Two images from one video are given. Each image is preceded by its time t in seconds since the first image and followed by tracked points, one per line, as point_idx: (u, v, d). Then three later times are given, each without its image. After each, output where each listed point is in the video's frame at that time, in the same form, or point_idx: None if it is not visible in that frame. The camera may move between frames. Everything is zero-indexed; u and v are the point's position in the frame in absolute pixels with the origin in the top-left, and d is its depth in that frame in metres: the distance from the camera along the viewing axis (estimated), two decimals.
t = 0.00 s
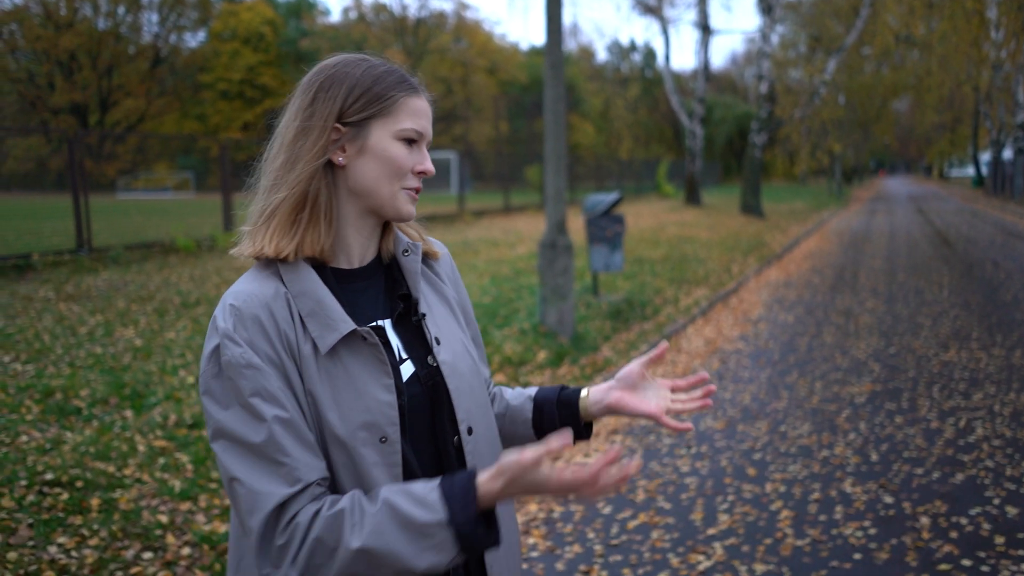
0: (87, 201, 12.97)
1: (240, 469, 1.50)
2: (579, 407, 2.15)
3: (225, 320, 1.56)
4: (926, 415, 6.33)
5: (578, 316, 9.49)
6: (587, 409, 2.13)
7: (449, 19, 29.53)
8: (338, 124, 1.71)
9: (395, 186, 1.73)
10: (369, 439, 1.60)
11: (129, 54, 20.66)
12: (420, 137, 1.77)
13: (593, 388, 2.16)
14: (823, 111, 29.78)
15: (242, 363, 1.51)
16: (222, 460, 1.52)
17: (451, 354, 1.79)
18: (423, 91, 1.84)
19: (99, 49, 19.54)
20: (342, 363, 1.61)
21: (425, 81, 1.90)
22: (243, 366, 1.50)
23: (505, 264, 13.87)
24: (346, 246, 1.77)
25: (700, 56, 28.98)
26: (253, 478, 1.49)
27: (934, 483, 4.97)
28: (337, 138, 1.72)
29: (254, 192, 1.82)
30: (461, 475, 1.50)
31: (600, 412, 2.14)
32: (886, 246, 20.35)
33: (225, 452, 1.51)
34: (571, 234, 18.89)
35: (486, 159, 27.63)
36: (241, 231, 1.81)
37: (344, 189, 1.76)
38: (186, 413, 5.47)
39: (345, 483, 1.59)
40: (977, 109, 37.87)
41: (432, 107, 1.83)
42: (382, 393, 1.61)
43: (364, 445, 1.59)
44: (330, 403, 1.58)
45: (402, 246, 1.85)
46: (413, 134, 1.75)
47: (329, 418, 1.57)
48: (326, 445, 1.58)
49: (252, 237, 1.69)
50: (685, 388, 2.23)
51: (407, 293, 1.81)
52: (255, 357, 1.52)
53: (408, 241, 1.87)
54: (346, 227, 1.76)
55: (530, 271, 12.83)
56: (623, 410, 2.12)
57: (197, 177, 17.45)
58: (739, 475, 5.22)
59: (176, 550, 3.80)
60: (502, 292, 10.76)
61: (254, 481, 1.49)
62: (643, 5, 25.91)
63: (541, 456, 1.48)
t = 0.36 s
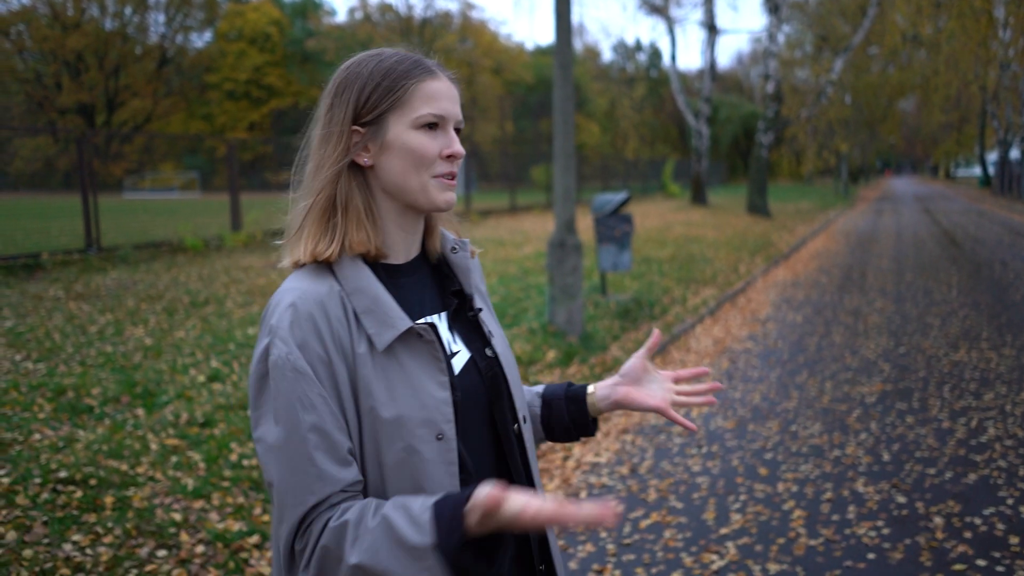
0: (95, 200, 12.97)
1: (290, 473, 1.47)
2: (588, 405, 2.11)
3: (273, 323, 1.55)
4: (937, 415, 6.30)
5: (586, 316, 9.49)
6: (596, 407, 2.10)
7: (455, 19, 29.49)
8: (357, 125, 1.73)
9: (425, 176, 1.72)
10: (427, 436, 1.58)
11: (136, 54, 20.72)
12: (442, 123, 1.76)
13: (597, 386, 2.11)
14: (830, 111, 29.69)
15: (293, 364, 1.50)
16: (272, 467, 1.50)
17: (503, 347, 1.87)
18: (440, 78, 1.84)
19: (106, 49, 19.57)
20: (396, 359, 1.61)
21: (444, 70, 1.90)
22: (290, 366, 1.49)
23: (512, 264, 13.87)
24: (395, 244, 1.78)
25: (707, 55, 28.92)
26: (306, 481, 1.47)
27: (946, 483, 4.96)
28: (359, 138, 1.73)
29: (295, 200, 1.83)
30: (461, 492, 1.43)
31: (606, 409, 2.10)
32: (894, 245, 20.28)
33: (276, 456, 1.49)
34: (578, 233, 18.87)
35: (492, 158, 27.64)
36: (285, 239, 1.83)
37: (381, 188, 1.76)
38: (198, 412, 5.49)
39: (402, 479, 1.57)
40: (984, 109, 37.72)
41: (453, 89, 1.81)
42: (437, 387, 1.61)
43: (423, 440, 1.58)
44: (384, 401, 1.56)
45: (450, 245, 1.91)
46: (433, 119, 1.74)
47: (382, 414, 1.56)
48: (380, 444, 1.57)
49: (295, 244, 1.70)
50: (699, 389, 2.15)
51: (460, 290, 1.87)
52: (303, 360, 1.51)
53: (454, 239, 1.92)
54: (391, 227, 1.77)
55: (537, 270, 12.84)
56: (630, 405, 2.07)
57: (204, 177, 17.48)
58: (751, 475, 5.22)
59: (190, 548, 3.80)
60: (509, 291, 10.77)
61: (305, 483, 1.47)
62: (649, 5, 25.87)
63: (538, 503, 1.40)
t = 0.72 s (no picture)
0: (99, 202, 13.03)
1: (325, 473, 1.49)
2: (612, 439, 2.07)
3: (314, 324, 1.56)
4: (945, 415, 6.29)
5: (592, 317, 9.49)
6: (619, 443, 2.05)
7: (456, 20, 29.46)
8: (401, 132, 1.73)
9: (464, 185, 1.72)
10: (457, 442, 1.58)
11: (137, 56, 20.70)
12: (486, 133, 1.75)
13: (623, 424, 2.06)
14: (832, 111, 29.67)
15: (331, 365, 1.50)
16: (309, 465, 1.52)
17: (536, 357, 1.86)
18: (491, 86, 1.82)
19: (107, 50, 19.55)
20: (432, 364, 1.61)
21: (494, 74, 1.88)
22: (329, 368, 1.49)
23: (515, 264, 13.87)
24: (436, 251, 1.78)
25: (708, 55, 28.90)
26: (338, 479, 1.49)
27: (956, 483, 4.95)
28: (403, 145, 1.73)
29: (342, 200, 1.85)
30: (486, 529, 1.43)
31: (630, 449, 2.05)
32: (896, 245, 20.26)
33: (312, 454, 1.51)
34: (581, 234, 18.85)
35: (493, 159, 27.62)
36: (326, 240, 1.85)
37: (421, 193, 1.76)
38: (206, 412, 5.49)
39: (430, 484, 1.57)
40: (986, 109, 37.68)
41: (501, 98, 1.80)
42: (471, 396, 1.61)
43: (452, 446, 1.58)
44: (417, 406, 1.56)
45: (491, 251, 1.90)
46: (478, 129, 1.73)
47: (415, 419, 1.56)
48: (413, 448, 1.57)
49: (337, 247, 1.72)
50: (740, 452, 1.99)
51: (497, 297, 1.87)
52: (343, 362, 1.51)
53: (495, 247, 1.92)
54: (432, 232, 1.77)
55: (540, 271, 12.84)
56: (652, 449, 2.00)
57: (206, 178, 17.51)
58: (760, 475, 5.21)
59: (202, 548, 3.79)
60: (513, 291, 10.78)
61: (338, 480, 1.49)
62: (651, 5, 25.84)
63: None
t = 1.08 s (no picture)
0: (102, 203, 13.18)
1: (349, 451, 1.50)
2: (634, 439, 2.06)
3: (345, 304, 1.58)
4: (950, 414, 6.30)
5: (595, 316, 9.50)
6: (641, 442, 2.03)
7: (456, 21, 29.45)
8: (435, 123, 1.74)
9: (496, 176, 1.72)
10: (481, 428, 1.59)
11: (138, 57, 20.69)
12: (520, 126, 1.75)
13: (644, 422, 2.04)
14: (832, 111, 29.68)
15: (360, 345, 1.51)
16: (335, 444, 1.54)
17: (560, 351, 1.88)
18: (526, 81, 1.83)
19: (107, 52, 19.49)
20: (459, 349, 1.62)
21: (529, 70, 1.89)
22: (359, 347, 1.50)
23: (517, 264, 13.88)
24: (464, 240, 1.80)
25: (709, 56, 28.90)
26: (365, 457, 1.49)
27: (962, 481, 4.96)
28: (437, 135, 1.75)
29: (375, 189, 1.88)
30: (527, 483, 1.45)
31: (652, 447, 2.01)
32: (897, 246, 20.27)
33: (338, 432, 1.52)
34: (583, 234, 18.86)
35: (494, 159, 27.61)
36: (358, 226, 1.87)
37: (451, 183, 1.78)
38: (213, 412, 5.50)
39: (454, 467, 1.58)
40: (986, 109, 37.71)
41: (535, 93, 1.80)
42: (497, 383, 1.62)
43: (476, 432, 1.59)
44: (443, 388, 1.57)
45: (518, 244, 1.92)
46: (511, 122, 1.73)
47: (440, 402, 1.57)
48: (437, 431, 1.58)
49: (367, 233, 1.74)
50: (768, 433, 1.84)
51: (522, 289, 1.89)
52: (372, 342, 1.52)
53: (522, 240, 1.94)
54: (460, 221, 1.79)
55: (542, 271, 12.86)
56: (675, 445, 1.92)
57: (206, 179, 17.53)
58: (766, 474, 5.22)
59: (211, 547, 3.80)
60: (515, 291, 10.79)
61: (360, 458, 1.49)
62: (652, 6, 25.84)
63: (603, 509, 1.37)
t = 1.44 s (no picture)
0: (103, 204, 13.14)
1: (372, 447, 1.51)
2: (661, 433, 2.07)
3: (369, 300, 1.58)
4: (952, 412, 6.31)
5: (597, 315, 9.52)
6: (668, 437, 2.06)
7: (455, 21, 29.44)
8: (448, 122, 1.75)
9: (512, 171, 1.73)
10: (502, 423, 1.61)
11: (137, 57, 20.66)
12: (531, 119, 1.76)
13: (671, 417, 2.06)
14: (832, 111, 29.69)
15: (383, 341, 1.52)
16: (360, 439, 1.55)
17: (575, 346, 1.89)
18: (534, 73, 1.83)
19: (106, 52, 19.44)
20: (481, 346, 1.63)
21: (538, 63, 1.89)
22: (382, 344, 1.51)
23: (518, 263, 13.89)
24: (484, 236, 1.81)
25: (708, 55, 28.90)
26: (386, 453, 1.50)
27: (966, 478, 4.97)
28: (450, 135, 1.76)
29: (391, 188, 1.89)
30: (523, 505, 1.43)
31: (679, 442, 2.05)
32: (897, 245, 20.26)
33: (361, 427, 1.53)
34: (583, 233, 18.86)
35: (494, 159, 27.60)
36: (376, 226, 1.88)
37: (469, 180, 1.79)
38: (217, 411, 5.51)
39: (475, 461, 1.59)
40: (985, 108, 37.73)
41: (545, 86, 1.81)
42: (517, 377, 1.63)
43: (497, 427, 1.60)
44: (465, 384, 1.58)
45: (535, 239, 1.93)
46: (522, 116, 1.75)
47: (463, 397, 1.58)
48: (458, 426, 1.59)
49: (386, 233, 1.76)
50: (785, 434, 2.03)
51: (540, 284, 1.91)
52: (396, 340, 1.52)
53: (539, 235, 1.95)
54: (480, 217, 1.80)
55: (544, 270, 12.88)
56: (706, 443, 2.02)
57: (206, 179, 17.51)
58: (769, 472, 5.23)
59: (218, 545, 3.82)
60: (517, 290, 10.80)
61: (383, 455, 1.51)
62: (651, 6, 25.83)
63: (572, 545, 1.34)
